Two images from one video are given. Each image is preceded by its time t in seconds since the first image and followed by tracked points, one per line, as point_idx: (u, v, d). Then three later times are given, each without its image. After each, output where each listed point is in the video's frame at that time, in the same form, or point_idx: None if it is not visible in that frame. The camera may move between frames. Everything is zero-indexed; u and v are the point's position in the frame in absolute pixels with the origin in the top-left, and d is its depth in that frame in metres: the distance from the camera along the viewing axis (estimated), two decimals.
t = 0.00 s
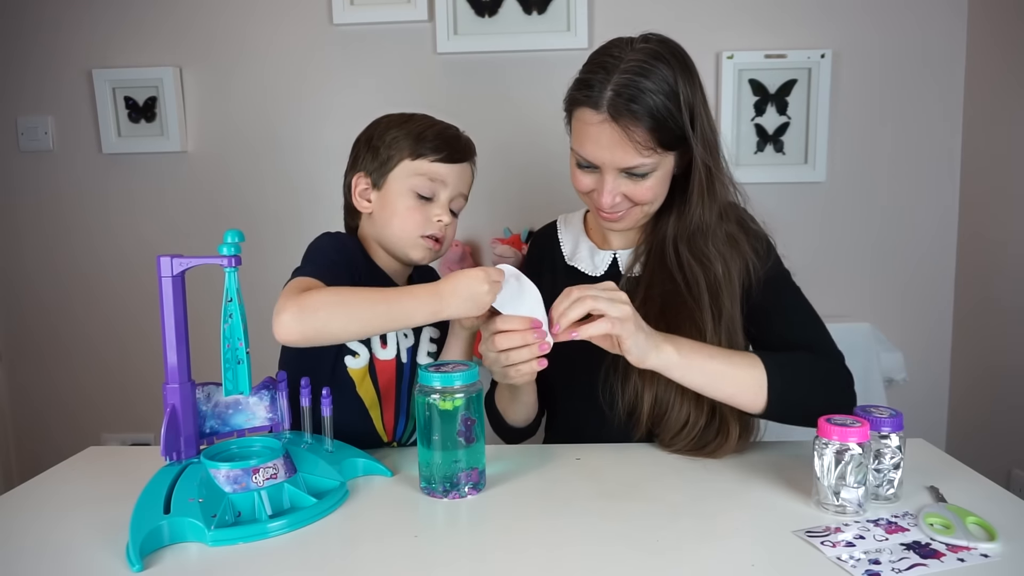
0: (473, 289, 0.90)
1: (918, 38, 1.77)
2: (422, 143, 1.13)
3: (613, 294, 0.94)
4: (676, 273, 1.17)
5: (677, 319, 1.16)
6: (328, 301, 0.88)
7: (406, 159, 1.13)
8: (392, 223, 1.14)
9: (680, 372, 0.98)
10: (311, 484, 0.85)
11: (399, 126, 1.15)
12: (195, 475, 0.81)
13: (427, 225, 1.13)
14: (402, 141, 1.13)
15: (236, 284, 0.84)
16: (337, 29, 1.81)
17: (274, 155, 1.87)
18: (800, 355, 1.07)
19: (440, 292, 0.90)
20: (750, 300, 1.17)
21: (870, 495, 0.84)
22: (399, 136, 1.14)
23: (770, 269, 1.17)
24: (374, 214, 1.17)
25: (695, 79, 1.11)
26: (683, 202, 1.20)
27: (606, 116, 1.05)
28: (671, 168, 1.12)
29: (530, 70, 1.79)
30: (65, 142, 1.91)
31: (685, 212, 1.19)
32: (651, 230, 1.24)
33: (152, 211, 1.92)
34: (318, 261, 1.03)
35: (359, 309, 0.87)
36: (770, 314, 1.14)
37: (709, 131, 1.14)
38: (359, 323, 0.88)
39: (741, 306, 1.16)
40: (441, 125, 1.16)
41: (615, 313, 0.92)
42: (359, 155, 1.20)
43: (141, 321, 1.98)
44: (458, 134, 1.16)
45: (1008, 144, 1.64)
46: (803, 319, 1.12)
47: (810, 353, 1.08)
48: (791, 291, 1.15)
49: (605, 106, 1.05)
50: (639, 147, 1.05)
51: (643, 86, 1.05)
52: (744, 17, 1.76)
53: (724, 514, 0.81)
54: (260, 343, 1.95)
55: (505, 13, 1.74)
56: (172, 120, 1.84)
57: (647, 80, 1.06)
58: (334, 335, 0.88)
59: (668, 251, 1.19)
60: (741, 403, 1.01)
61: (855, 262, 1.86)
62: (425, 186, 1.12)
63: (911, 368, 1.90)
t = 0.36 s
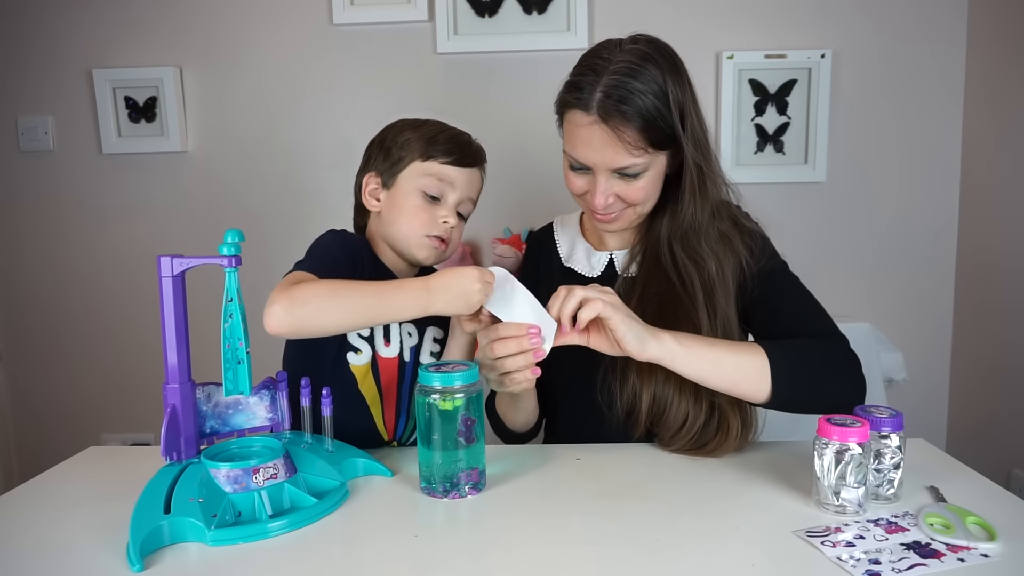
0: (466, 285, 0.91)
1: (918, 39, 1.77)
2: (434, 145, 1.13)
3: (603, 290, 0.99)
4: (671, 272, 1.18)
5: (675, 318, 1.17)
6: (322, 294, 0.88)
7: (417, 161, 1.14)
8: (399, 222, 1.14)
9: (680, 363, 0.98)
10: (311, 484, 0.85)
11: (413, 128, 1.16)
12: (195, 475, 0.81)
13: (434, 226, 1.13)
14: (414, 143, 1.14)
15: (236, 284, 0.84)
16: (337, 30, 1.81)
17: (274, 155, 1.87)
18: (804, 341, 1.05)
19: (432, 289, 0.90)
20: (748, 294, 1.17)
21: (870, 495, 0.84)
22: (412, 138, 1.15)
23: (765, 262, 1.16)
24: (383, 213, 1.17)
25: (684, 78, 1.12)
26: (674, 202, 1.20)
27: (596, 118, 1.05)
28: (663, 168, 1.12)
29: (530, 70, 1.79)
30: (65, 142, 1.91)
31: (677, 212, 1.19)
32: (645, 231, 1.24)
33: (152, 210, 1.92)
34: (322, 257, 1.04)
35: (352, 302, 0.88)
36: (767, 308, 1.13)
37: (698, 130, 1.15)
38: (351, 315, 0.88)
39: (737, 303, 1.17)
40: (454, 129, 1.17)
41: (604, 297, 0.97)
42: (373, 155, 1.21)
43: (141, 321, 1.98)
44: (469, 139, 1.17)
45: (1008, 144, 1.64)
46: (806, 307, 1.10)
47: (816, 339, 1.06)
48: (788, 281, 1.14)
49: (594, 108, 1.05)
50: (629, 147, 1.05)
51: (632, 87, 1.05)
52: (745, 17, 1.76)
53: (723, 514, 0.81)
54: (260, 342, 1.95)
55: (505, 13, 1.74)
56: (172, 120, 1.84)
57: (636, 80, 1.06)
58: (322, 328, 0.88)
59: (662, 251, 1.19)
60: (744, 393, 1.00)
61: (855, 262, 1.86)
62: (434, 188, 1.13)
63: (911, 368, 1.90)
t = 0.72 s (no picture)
0: (473, 284, 0.90)
1: (918, 39, 1.77)
2: (447, 151, 1.14)
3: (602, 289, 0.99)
4: (668, 271, 1.18)
5: (673, 318, 1.17)
6: (333, 297, 0.88)
7: (429, 165, 1.14)
8: (408, 223, 1.15)
9: (671, 361, 0.99)
10: (311, 484, 0.85)
11: (428, 133, 1.17)
12: (194, 475, 0.81)
13: (441, 230, 1.14)
14: (428, 147, 1.15)
15: (236, 284, 0.84)
16: (337, 30, 1.81)
17: (274, 155, 1.87)
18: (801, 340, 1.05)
19: (442, 292, 0.90)
20: (744, 294, 1.17)
21: (870, 495, 0.84)
22: (426, 142, 1.16)
23: (761, 261, 1.16)
24: (392, 214, 1.18)
25: (678, 77, 1.12)
26: (671, 201, 1.20)
27: (590, 116, 1.05)
28: (659, 167, 1.12)
29: (530, 70, 1.79)
30: (65, 142, 1.91)
31: (673, 210, 1.19)
32: (643, 230, 1.25)
33: (152, 210, 1.92)
34: (328, 258, 1.04)
35: (363, 306, 0.88)
36: (763, 307, 1.13)
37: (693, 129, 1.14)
38: (363, 318, 0.88)
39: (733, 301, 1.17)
40: (468, 137, 1.18)
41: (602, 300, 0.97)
42: (387, 157, 1.22)
43: (141, 321, 1.98)
44: (483, 147, 1.18)
45: (1008, 144, 1.64)
46: (801, 306, 1.10)
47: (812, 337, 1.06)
48: (785, 281, 1.14)
49: (589, 107, 1.05)
50: (624, 145, 1.05)
51: (626, 86, 1.05)
52: (745, 17, 1.76)
53: (722, 514, 0.81)
54: (260, 342, 1.95)
55: (505, 13, 1.74)
56: (172, 120, 1.84)
57: (630, 79, 1.06)
58: (335, 332, 0.88)
59: (660, 249, 1.19)
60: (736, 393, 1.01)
61: (855, 262, 1.86)
62: (444, 192, 1.13)
63: (911, 368, 1.90)
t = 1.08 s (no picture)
0: (473, 283, 0.91)
1: (918, 38, 1.77)
2: (450, 151, 1.15)
3: (592, 298, 0.95)
4: (666, 271, 1.18)
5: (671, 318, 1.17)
6: (335, 300, 0.88)
7: (432, 165, 1.15)
8: (410, 222, 1.15)
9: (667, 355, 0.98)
10: (311, 484, 0.85)
11: (433, 134, 1.18)
12: (194, 475, 0.81)
13: (442, 230, 1.13)
14: (432, 148, 1.16)
15: (236, 284, 0.84)
16: (337, 30, 1.81)
17: (274, 155, 1.87)
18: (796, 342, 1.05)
19: (443, 292, 0.90)
20: (741, 295, 1.17)
21: (870, 495, 0.84)
22: (430, 143, 1.16)
23: (758, 262, 1.17)
24: (395, 214, 1.18)
25: (675, 77, 1.11)
26: (668, 200, 1.20)
27: (587, 115, 1.05)
28: (657, 166, 1.12)
29: (529, 70, 1.79)
30: (65, 142, 1.91)
31: (670, 210, 1.19)
32: (641, 230, 1.25)
33: (151, 210, 1.92)
34: (331, 259, 1.05)
35: (365, 309, 0.87)
36: (759, 308, 1.13)
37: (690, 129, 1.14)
38: (365, 321, 0.88)
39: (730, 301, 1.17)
40: (472, 138, 1.18)
41: (590, 320, 0.94)
42: (393, 158, 1.23)
43: (141, 321, 1.98)
44: (486, 149, 1.18)
45: (1008, 144, 1.64)
46: (796, 306, 1.10)
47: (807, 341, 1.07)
48: (781, 282, 1.14)
49: (585, 106, 1.05)
50: (620, 144, 1.05)
51: (623, 85, 1.05)
52: (745, 17, 1.76)
53: (721, 514, 0.81)
54: (260, 342, 1.95)
55: (505, 13, 1.74)
56: (172, 120, 1.84)
57: (627, 78, 1.06)
58: (340, 334, 0.88)
59: (658, 249, 1.19)
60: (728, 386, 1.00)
61: (855, 262, 1.86)
62: (446, 192, 1.13)
63: (911, 368, 1.90)
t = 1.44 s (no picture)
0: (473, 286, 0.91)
1: (918, 38, 1.77)
2: (453, 152, 1.14)
3: (590, 303, 0.94)
4: (666, 271, 1.18)
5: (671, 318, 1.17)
6: (336, 306, 0.88)
7: (435, 166, 1.15)
8: (411, 222, 1.15)
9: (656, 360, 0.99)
10: (311, 484, 0.85)
11: (436, 135, 1.18)
12: (194, 475, 0.81)
13: (444, 231, 1.13)
14: (434, 148, 1.16)
15: (236, 284, 0.84)
16: (337, 30, 1.81)
17: (274, 155, 1.87)
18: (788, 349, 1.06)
19: (443, 295, 0.90)
20: (739, 296, 1.17)
21: (870, 495, 0.84)
22: (433, 143, 1.16)
23: (756, 263, 1.17)
24: (397, 213, 1.18)
25: (674, 76, 1.11)
26: (667, 200, 1.20)
27: (585, 114, 1.05)
28: (655, 166, 1.12)
29: (529, 70, 1.79)
30: (65, 142, 1.91)
31: (669, 209, 1.19)
32: (641, 230, 1.25)
33: (151, 210, 1.92)
34: (331, 260, 1.05)
35: (366, 315, 0.87)
36: (755, 312, 1.14)
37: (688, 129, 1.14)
38: (367, 327, 0.88)
39: (728, 301, 1.16)
40: (475, 138, 1.18)
41: (586, 326, 0.94)
42: (396, 157, 1.23)
43: (141, 320, 1.98)
44: (489, 150, 1.17)
45: (1008, 144, 1.64)
46: (789, 310, 1.11)
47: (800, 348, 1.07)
48: (778, 286, 1.14)
49: (584, 104, 1.05)
50: (618, 142, 1.05)
51: (622, 85, 1.05)
52: (744, 17, 1.76)
53: (721, 514, 0.81)
54: (260, 342, 1.95)
55: (505, 13, 1.74)
56: (172, 120, 1.84)
57: (626, 78, 1.06)
58: (341, 341, 0.88)
59: (657, 248, 1.19)
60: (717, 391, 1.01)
61: (855, 262, 1.86)
62: (448, 193, 1.13)
63: (911, 368, 1.90)
